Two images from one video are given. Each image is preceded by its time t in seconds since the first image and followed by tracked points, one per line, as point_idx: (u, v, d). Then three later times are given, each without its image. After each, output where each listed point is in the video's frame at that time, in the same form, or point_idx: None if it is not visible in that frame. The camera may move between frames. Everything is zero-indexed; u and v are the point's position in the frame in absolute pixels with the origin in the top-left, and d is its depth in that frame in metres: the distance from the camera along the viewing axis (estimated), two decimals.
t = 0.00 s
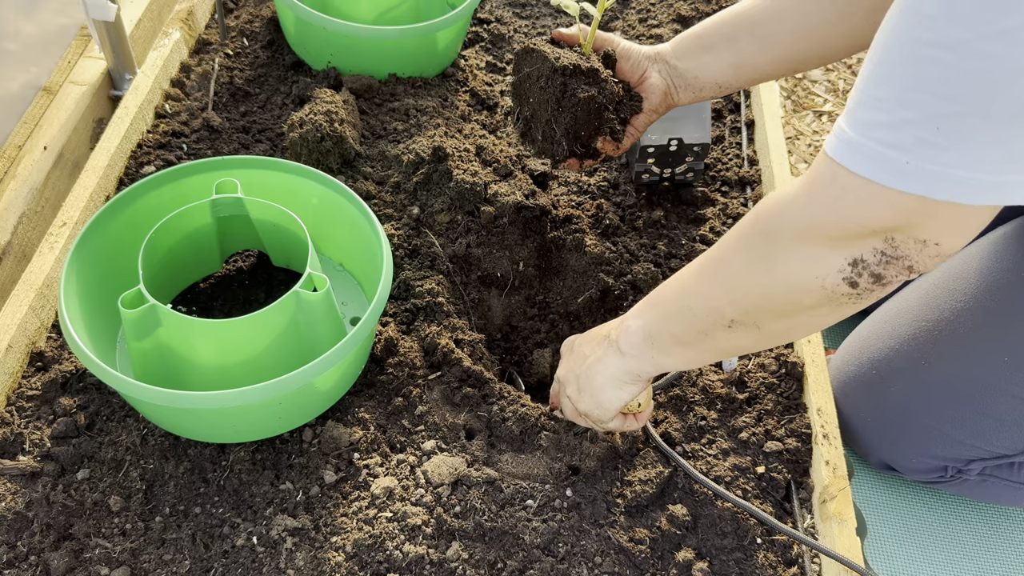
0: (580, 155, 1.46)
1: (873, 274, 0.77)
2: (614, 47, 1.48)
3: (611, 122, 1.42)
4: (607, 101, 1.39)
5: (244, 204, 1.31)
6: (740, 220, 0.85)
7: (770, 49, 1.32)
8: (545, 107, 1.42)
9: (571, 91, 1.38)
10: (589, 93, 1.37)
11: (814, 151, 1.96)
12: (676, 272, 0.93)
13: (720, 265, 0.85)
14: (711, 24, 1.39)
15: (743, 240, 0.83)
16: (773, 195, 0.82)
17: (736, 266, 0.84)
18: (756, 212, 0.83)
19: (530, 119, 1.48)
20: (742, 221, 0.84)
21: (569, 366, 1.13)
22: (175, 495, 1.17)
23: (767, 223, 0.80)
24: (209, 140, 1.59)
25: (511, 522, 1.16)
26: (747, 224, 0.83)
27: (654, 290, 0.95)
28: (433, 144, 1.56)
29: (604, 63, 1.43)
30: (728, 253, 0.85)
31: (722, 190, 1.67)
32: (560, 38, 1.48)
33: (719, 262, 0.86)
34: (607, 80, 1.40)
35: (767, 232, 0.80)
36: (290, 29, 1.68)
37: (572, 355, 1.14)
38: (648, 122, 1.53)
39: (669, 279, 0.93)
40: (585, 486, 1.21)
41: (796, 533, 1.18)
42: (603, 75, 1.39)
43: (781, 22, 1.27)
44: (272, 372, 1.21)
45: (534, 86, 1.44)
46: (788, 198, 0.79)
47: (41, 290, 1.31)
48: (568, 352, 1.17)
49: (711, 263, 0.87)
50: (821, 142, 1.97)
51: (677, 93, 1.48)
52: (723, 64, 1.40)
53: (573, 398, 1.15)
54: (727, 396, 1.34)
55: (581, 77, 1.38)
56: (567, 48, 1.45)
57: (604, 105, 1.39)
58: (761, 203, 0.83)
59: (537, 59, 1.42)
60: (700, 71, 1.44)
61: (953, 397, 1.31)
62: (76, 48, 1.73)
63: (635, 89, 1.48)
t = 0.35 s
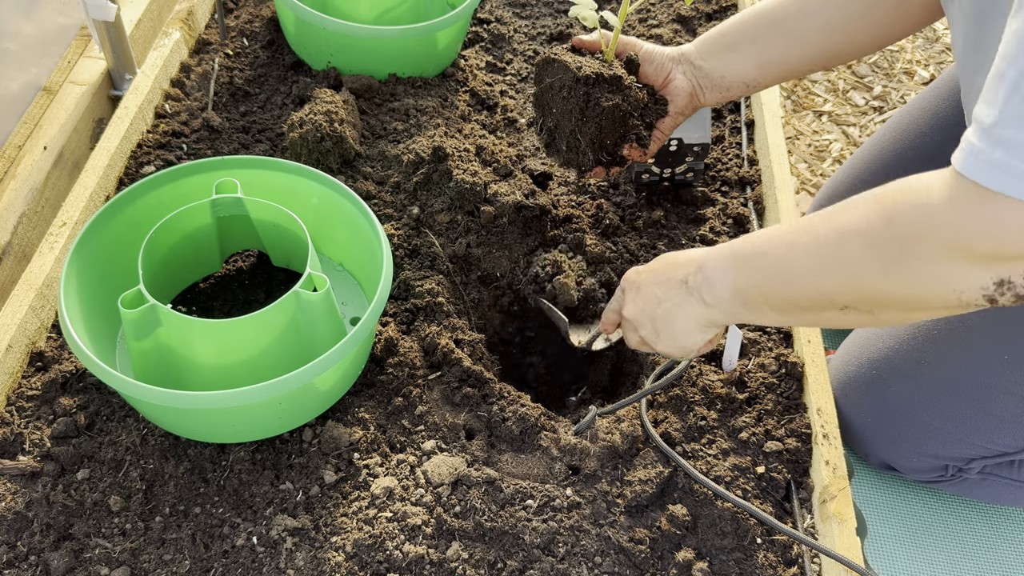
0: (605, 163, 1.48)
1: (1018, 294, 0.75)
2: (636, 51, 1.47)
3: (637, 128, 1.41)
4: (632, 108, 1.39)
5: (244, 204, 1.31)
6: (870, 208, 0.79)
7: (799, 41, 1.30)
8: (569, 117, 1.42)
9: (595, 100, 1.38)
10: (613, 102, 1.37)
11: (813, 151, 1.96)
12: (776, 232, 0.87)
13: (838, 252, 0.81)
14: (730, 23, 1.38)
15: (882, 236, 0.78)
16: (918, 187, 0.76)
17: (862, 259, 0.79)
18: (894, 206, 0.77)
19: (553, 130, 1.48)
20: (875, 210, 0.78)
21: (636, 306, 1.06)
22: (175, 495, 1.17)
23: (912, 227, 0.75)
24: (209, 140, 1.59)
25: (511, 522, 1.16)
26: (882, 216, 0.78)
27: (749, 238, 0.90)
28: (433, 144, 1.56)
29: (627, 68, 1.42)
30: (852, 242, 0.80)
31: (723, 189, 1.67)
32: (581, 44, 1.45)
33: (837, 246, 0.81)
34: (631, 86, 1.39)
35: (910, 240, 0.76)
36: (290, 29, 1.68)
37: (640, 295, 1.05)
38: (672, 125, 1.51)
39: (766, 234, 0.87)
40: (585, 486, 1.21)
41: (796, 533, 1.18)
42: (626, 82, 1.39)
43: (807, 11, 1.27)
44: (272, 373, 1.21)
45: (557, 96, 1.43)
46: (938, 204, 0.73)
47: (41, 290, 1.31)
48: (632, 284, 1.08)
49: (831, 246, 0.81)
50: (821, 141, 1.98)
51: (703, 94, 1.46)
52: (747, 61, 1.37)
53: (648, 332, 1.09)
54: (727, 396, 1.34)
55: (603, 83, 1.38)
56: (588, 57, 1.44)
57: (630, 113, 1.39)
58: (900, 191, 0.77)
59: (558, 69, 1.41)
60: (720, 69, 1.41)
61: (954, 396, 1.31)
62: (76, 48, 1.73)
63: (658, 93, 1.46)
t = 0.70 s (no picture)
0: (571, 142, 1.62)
1: None
2: (602, 26, 1.57)
3: (603, 108, 1.57)
4: (599, 88, 1.54)
5: (243, 204, 1.31)
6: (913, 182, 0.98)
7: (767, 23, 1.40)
8: (537, 96, 1.57)
9: (563, 81, 1.53)
10: (580, 83, 1.52)
11: (814, 151, 1.96)
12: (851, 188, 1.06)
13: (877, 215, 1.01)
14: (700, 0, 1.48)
15: (906, 206, 0.98)
16: (953, 172, 0.94)
17: (894, 222, 0.99)
18: (922, 187, 0.96)
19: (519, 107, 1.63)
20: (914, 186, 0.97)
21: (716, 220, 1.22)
22: (175, 495, 1.17)
23: (940, 209, 0.94)
24: (209, 140, 1.59)
25: (511, 522, 1.16)
26: (915, 189, 0.97)
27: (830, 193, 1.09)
28: (433, 144, 1.56)
29: (592, 44, 1.55)
30: (887, 208, 1.00)
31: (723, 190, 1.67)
32: (547, 19, 1.56)
33: (875, 207, 1.01)
34: (597, 66, 1.53)
35: (932, 219, 0.95)
36: (290, 29, 1.68)
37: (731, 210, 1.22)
38: (638, 102, 1.64)
39: (829, 197, 1.07)
40: (585, 486, 1.21)
41: (796, 532, 1.18)
42: (593, 62, 1.53)
43: None
44: (272, 372, 1.21)
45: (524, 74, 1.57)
46: (962, 189, 0.92)
47: (41, 290, 1.31)
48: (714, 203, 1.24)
49: (875, 207, 1.01)
50: (821, 142, 1.98)
51: (668, 70, 1.56)
52: (716, 41, 1.48)
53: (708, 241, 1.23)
54: (727, 396, 1.34)
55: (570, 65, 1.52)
56: (554, 32, 1.55)
57: (597, 93, 1.54)
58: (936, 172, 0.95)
59: (525, 46, 1.55)
60: (685, 48, 1.52)
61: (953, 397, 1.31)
62: (76, 48, 1.73)
63: (625, 70, 1.59)
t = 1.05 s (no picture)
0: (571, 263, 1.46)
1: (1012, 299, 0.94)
2: (574, 145, 1.43)
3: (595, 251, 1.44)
4: (592, 219, 1.39)
5: (244, 204, 1.32)
6: (919, 243, 0.93)
7: (722, 107, 1.35)
8: (532, 238, 1.36)
9: (559, 224, 1.34)
10: (577, 223, 1.34)
11: (814, 151, 1.96)
12: (812, 235, 1.00)
13: (879, 274, 0.97)
14: (648, 107, 1.42)
15: (893, 239, 0.95)
16: (961, 222, 0.91)
17: (907, 283, 0.96)
18: (943, 249, 0.92)
19: (513, 247, 1.39)
20: (925, 249, 0.93)
21: (637, 306, 1.13)
22: (175, 495, 1.18)
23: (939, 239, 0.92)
24: (210, 140, 1.59)
25: (511, 522, 1.16)
26: (931, 252, 0.93)
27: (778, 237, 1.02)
28: (433, 144, 1.56)
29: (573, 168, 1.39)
30: (896, 269, 0.96)
31: (722, 190, 1.67)
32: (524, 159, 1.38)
33: (872, 264, 0.97)
34: (585, 198, 1.36)
35: (964, 284, 0.93)
36: (290, 29, 1.68)
37: (630, 292, 1.13)
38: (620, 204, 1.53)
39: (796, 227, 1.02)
40: (585, 486, 1.21)
41: (796, 532, 1.18)
42: (583, 197, 1.35)
43: (723, 80, 1.33)
44: (272, 372, 1.21)
45: (517, 221, 1.35)
46: (995, 255, 0.89)
47: (41, 290, 1.31)
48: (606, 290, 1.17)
49: (872, 261, 0.97)
50: (821, 142, 1.98)
51: (641, 171, 1.48)
52: (680, 134, 1.41)
53: (637, 325, 1.15)
54: (726, 396, 1.34)
55: (562, 212, 1.33)
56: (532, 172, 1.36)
57: (591, 225, 1.39)
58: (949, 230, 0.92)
59: (514, 197, 1.32)
60: (646, 146, 1.44)
61: (951, 396, 1.31)
62: (76, 48, 1.73)
63: (602, 180, 1.47)
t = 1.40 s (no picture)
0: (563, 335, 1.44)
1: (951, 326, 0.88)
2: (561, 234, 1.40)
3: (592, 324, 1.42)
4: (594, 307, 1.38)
5: (243, 204, 1.31)
6: (828, 288, 0.91)
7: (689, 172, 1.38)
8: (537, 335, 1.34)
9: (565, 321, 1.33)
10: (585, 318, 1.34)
11: (813, 151, 1.97)
12: (731, 298, 0.99)
13: (799, 325, 0.95)
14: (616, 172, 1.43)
15: (807, 289, 0.92)
16: (869, 262, 0.87)
17: (826, 328, 0.94)
18: (852, 292, 0.89)
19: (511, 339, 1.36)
20: (834, 292, 0.90)
21: (600, 343, 1.17)
22: (175, 495, 1.18)
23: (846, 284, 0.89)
24: (210, 140, 1.59)
25: (511, 522, 1.16)
26: (843, 297, 0.90)
27: (703, 304, 1.02)
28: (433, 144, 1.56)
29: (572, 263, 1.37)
30: (812, 319, 0.93)
31: (722, 189, 1.67)
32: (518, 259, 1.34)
33: (792, 318, 0.95)
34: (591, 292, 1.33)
35: (877, 323, 0.90)
36: (290, 29, 1.68)
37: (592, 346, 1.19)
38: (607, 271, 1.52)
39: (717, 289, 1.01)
40: (586, 486, 1.21)
41: (796, 532, 1.18)
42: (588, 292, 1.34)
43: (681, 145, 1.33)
44: (272, 373, 1.21)
45: (528, 324, 1.31)
46: (904, 294, 0.85)
47: (41, 290, 1.31)
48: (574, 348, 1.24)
49: (790, 315, 0.95)
50: (821, 142, 1.98)
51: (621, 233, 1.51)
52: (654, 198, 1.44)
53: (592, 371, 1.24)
54: (726, 396, 1.34)
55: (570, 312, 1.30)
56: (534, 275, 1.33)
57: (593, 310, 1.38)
58: (859, 273, 0.88)
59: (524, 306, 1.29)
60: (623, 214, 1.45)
61: (953, 387, 1.31)
62: (76, 48, 1.73)
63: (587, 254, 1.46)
